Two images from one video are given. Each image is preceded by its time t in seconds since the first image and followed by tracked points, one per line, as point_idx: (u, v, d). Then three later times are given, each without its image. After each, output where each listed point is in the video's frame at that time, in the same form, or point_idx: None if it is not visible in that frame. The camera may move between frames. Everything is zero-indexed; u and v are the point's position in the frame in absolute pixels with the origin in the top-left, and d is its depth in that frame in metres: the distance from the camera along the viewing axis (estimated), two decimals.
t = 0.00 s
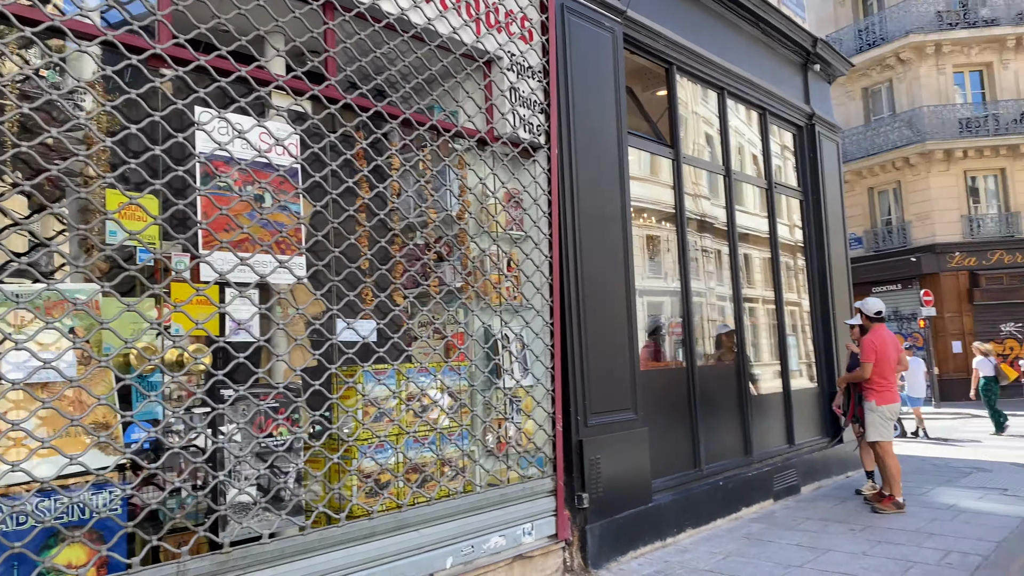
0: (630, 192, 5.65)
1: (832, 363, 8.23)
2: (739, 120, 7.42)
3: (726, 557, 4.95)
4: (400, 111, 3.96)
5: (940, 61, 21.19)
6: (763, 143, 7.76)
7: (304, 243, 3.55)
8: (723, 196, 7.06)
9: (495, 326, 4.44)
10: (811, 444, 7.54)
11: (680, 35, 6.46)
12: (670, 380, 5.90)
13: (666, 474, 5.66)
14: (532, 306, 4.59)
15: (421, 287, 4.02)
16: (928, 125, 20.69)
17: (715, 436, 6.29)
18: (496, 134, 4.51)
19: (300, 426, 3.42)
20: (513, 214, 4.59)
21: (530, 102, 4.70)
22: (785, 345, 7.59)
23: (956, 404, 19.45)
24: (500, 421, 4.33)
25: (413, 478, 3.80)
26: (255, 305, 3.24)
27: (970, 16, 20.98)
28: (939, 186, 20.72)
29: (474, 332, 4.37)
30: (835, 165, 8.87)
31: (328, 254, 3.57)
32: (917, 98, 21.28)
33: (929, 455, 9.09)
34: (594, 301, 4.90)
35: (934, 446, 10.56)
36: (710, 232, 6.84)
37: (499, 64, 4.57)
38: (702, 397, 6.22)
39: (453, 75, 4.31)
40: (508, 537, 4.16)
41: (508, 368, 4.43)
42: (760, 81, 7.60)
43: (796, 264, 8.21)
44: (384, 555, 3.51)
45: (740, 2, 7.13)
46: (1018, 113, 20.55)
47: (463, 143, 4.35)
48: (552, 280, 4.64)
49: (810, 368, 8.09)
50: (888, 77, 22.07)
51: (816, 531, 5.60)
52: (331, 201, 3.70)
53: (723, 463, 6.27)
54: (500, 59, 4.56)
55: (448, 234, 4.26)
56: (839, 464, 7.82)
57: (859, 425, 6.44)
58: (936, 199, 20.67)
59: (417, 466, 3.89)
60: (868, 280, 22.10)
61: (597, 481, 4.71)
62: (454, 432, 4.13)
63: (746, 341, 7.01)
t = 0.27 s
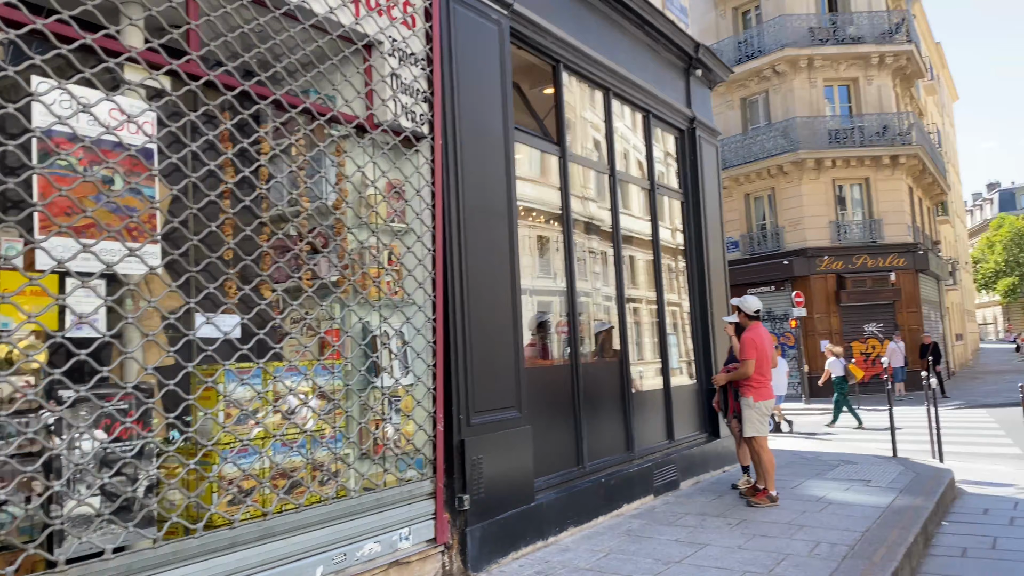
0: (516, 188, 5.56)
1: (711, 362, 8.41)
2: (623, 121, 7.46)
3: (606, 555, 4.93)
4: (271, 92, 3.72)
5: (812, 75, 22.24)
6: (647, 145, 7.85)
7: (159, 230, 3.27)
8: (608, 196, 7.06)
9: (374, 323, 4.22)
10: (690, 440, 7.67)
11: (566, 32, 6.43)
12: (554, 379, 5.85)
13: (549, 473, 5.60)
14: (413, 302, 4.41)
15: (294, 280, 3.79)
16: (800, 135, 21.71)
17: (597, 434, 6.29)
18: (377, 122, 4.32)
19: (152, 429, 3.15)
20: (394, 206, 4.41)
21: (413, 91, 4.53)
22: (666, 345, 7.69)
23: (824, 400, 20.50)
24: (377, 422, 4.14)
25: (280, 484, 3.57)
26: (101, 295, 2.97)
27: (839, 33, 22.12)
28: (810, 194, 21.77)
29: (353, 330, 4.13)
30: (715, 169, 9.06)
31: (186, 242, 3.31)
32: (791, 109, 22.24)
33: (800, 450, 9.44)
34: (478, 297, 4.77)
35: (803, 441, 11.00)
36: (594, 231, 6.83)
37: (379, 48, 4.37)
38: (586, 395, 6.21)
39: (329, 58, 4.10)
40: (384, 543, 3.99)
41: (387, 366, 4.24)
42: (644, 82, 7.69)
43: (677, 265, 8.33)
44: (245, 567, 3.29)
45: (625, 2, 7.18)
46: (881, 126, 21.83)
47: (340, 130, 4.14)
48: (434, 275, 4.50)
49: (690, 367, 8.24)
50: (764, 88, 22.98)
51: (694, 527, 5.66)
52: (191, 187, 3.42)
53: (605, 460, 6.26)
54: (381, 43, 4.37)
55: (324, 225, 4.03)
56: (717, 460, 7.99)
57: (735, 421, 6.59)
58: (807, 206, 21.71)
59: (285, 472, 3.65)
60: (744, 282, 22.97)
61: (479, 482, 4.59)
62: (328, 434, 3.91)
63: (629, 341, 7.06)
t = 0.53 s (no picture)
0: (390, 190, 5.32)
1: (590, 369, 8.40)
2: (504, 124, 7.34)
3: (483, 572, 4.75)
4: (111, 76, 3.36)
5: (687, 87, 22.94)
6: (527, 150, 7.76)
7: None
8: (487, 200, 6.90)
9: (229, 333, 3.90)
10: (569, 448, 7.61)
11: (444, 30, 6.25)
12: (430, 389, 5.64)
13: (423, 488, 5.38)
14: (274, 309, 4.12)
15: (139, 285, 3.42)
16: (676, 145, 22.37)
17: (475, 445, 6.12)
18: (235, 115, 4.01)
19: None
20: (255, 206, 4.10)
21: (276, 83, 4.24)
22: (546, 352, 7.61)
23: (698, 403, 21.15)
24: (233, 440, 3.82)
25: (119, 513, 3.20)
26: None
27: (712, 48, 22.91)
28: (684, 203, 22.46)
29: (206, 341, 3.78)
30: (595, 176, 9.05)
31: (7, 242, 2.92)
32: (667, 120, 22.85)
33: (677, 455, 9.57)
34: (348, 305, 4.51)
35: (679, 445, 11.20)
36: (474, 237, 6.66)
37: (239, 36, 4.06)
38: (463, 405, 6.03)
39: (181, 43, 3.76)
40: (240, 572, 3.68)
41: (246, 379, 3.93)
42: (524, 86, 7.60)
43: (558, 271, 8.26)
44: None
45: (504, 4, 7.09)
46: (750, 139, 22.74)
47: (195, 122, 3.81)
48: (299, 280, 4.22)
49: (570, 374, 8.18)
50: (642, 99, 23.52)
51: (572, 537, 5.57)
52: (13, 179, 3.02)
53: (482, 472, 6.09)
54: (241, 31, 4.06)
55: (174, 225, 3.68)
56: (596, 467, 7.96)
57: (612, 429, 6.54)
58: (682, 215, 22.41)
59: (126, 499, 3.29)
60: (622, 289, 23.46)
61: (347, 501, 4.33)
62: (178, 455, 3.56)
63: (509, 349, 6.92)
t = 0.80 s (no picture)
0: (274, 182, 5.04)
1: (487, 371, 8.26)
2: (399, 120, 7.12)
3: None
4: None
5: (589, 95, 23.16)
6: (425, 147, 7.56)
7: None
8: (381, 197, 6.67)
9: (87, 330, 3.57)
10: (463, 452, 7.44)
11: (335, 18, 6.01)
12: (315, 393, 5.39)
13: (306, 496, 5.12)
14: (139, 305, 3.81)
15: None
16: (578, 152, 22.55)
17: (363, 451, 5.87)
18: (95, 93, 3.70)
19: None
20: (119, 192, 3.79)
21: (145, 60, 3.93)
22: (441, 354, 7.42)
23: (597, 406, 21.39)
24: (88, 446, 3.50)
25: None
26: None
27: (613, 57, 23.22)
28: (585, 209, 22.65)
29: (59, 339, 3.45)
30: (495, 176, 8.88)
31: None
32: (570, 127, 23.02)
33: (573, 457, 9.54)
34: (224, 302, 4.23)
35: (575, 448, 11.20)
36: (367, 235, 6.41)
37: (101, 8, 3.75)
38: (351, 409, 5.79)
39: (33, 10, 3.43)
40: None
41: (105, 380, 3.61)
42: (421, 80, 7.41)
43: (456, 273, 8.05)
44: None
45: None
46: (649, 148, 23.17)
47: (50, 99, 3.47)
48: (167, 273, 3.94)
49: (466, 377, 8.01)
50: (545, 105, 23.58)
51: (462, 544, 5.41)
52: None
53: (370, 479, 5.85)
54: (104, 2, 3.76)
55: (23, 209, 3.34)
56: (490, 470, 7.82)
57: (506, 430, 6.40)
58: (584, 220, 22.64)
59: None
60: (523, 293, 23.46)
61: (220, 510, 4.04)
62: (22, 465, 3.22)
63: (402, 351, 6.71)
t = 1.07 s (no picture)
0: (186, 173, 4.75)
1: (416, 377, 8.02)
2: (327, 113, 6.86)
3: None
4: None
5: (531, 101, 23.03)
6: (355, 143, 7.31)
7: None
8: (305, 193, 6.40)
9: None
10: (388, 460, 7.19)
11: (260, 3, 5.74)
12: (228, 396, 5.10)
13: (214, 507, 4.83)
14: (23, 299, 3.52)
15: None
16: (518, 157, 22.45)
17: (279, 459, 5.59)
18: None
19: None
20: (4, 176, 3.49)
21: (38, 35, 3.64)
22: (367, 358, 7.17)
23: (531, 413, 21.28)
24: None
25: None
26: None
27: (555, 64, 23.15)
28: (525, 215, 22.53)
29: None
30: (429, 177, 8.64)
31: None
32: (510, 132, 22.88)
33: (503, 466, 9.36)
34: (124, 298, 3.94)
35: (506, 455, 11.03)
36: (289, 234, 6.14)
37: None
38: (267, 414, 5.51)
39: None
40: None
41: None
42: (352, 74, 7.16)
43: (386, 276, 7.79)
44: None
45: None
46: (589, 156, 23.19)
47: None
48: (57, 265, 3.64)
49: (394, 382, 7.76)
50: (486, 109, 23.36)
51: (382, 557, 5.18)
52: None
53: (286, 488, 5.58)
54: None
55: None
56: (417, 479, 7.58)
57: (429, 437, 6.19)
58: (522, 225, 22.50)
59: None
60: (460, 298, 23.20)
61: (112, 522, 3.75)
62: None
63: (325, 355, 6.45)
